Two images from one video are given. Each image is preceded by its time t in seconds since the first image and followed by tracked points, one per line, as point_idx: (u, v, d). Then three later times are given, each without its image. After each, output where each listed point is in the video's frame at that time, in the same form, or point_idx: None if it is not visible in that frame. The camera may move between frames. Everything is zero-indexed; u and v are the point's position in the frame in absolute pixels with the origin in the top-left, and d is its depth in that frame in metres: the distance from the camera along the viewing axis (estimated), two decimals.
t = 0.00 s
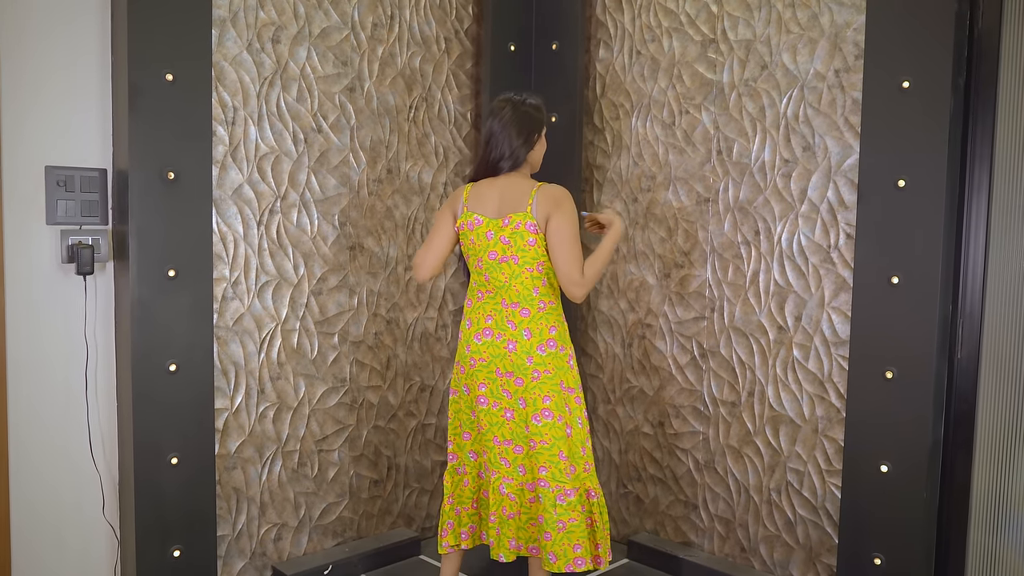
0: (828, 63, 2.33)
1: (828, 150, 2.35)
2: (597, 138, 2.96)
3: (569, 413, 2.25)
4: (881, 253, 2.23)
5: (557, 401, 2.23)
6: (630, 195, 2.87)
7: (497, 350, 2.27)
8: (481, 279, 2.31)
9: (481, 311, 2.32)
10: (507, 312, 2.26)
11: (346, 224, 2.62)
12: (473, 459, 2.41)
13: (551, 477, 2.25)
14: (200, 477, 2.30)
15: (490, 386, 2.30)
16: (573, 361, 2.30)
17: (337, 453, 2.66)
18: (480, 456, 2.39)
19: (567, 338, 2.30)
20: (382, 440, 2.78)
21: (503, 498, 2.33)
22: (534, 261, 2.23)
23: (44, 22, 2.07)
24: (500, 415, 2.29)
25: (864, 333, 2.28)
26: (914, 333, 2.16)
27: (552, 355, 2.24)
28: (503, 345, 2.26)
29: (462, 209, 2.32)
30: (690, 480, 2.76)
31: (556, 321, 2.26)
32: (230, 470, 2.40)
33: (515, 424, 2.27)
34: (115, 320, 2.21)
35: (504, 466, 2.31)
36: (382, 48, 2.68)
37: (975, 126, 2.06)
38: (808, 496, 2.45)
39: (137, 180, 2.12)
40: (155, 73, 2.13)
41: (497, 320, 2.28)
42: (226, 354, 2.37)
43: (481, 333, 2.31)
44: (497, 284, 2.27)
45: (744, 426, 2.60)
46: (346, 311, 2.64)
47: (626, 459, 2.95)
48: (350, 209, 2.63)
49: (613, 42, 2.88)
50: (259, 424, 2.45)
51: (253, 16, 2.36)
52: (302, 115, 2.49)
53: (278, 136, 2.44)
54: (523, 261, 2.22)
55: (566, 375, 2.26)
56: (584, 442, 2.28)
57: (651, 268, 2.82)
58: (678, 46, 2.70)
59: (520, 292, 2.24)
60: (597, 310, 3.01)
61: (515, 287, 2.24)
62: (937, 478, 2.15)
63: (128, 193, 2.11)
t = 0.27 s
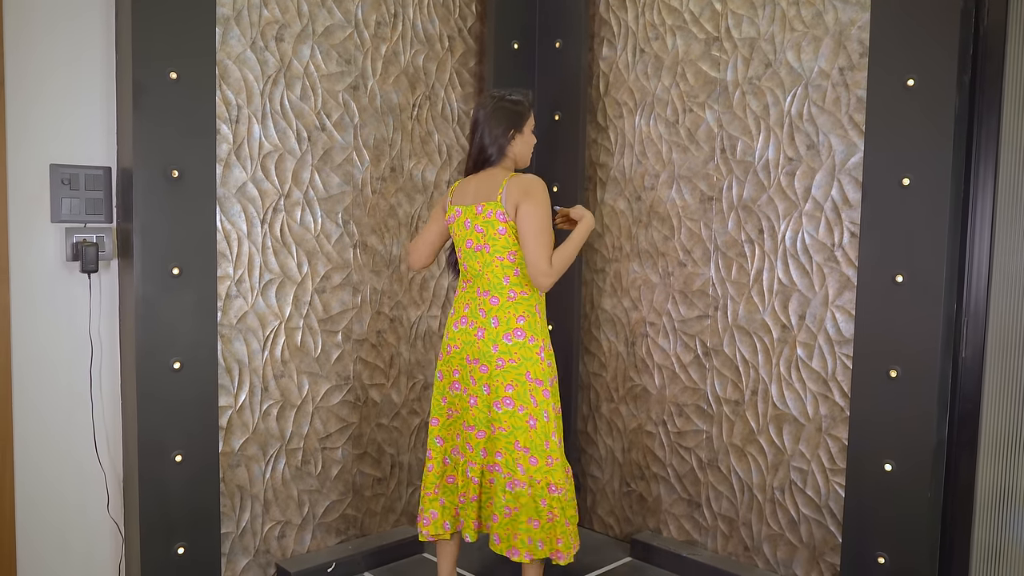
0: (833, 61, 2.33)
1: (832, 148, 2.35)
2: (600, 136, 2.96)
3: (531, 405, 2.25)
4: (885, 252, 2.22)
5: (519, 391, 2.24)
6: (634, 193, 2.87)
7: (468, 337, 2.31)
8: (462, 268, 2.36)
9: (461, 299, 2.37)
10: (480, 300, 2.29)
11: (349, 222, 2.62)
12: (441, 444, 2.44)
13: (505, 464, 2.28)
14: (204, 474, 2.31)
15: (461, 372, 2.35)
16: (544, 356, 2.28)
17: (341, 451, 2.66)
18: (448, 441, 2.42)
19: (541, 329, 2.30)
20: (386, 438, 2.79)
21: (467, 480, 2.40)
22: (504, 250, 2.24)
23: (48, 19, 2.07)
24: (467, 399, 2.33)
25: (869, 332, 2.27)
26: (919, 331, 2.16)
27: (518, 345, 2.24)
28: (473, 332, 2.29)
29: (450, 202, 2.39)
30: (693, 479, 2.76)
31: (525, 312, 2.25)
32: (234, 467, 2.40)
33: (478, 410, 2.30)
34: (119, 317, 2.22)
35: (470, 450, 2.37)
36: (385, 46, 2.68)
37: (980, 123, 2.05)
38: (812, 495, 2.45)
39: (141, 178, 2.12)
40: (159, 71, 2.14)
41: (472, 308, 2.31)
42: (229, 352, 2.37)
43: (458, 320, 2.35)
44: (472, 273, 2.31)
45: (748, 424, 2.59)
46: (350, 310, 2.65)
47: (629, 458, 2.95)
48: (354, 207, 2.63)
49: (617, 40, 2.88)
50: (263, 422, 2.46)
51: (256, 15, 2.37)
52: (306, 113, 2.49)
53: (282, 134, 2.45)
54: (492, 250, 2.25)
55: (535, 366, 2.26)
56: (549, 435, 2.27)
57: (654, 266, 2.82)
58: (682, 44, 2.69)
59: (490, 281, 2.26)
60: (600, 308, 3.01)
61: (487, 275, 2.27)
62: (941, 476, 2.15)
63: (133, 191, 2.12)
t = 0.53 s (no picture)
0: (836, 60, 2.33)
1: (835, 147, 2.35)
2: (603, 135, 2.96)
3: (501, 407, 2.29)
4: (889, 251, 2.22)
5: (499, 390, 2.29)
6: (637, 192, 2.86)
7: (465, 333, 2.40)
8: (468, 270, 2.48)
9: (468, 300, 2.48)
10: (478, 300, 2.39)
11: (352, 221, 2.62)
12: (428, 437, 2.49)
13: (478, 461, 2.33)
14: (207, 473, 2.31)
15: (455, 367, 2.42)
16: (524, 360, 2.30)
17: (343, 449, 2.66)
18: (434, 434, 2.46)
19: (529, 332, 2.31)
20: (389, 437, 2.79)
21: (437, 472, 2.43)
22: (493, 252, 2.32)
23: (51, 18, 2.07)
24: (452, 394, 2.40)
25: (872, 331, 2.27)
26: (922, 330, 2.16)
27: (502, 345, 2.29)
28: (469, 329, 2.38)
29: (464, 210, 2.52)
30: (696, 478, 2.76)
31: (512, 313, 2.30)
32: (236, 466, 2.40)
33: (461, 405, 2.37)
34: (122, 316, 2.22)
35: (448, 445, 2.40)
36: (388, 45, 2.68)
37: (984, 122, 2.05)
38: (815, 494, 2.44)
39: (145, 176, 2.12)
40: (163, 70, 2.14)
41: (473, 308, 2.41)
42: (232, 351, 2.37)
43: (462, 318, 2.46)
44: (474, 274, 2.42)
45: (751, 424, 2.59)
46: (353, 308, 2.65)
47: (632, 457, 2.95)
48: (356, 206, 2.63)
49: (620, 39, 2.87)
50: (266, 421, 2.46)
51: (260, 14, 2.37)
52: (309, 112, 2.49)
53: (285, 133, 2.45)
54: (485, 251, 2.34)
55: (516, 368, 2.29)
56: (518, 439, 2.29)
57: (657, 265, 2.81)
58: (685, 43, 2.69)
59: (485, 281, 2.35)
60: (603, 307, 3.01)
61: (482, 276, 2.36)
62: (945, 477, 2.14)
63: (135, 190, 2.12)
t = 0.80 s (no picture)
0: (837, 60, 2.33)
1: (836, 147, 2.35)
2: (604, 135, 2.96)
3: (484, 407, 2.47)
4: (889, 251, 2.22)
5: (484, 389, 2.51)
6: (638, 192, 2.87)
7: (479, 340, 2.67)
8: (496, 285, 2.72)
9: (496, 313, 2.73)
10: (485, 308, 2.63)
11: (353, 221, 2.62)
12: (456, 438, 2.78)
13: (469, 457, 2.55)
14: (208, 472, 2.31)
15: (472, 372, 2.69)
16: (504, 361, 2.42)
17: (344, 449, 2.66)
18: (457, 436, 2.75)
19: (509, 331, 2.42)
20: (390, 437, 2.79)
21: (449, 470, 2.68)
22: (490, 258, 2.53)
23: (52, 18, 2.07)
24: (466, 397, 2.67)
25: (872, 331, 2.27)
26: (923, 330, 2.16)
27: (486, 345, 2.49)
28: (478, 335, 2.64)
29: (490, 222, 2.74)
30: (697, 478, 2.76)
31: (495, 314, 2.48)
32: (237, 466, 2.40)
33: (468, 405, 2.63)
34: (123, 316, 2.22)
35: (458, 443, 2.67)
36: (389, 45, 2.68)
37: (984, 121, 2.05)
38: (816, 494, 2.45)
39: (145, 176, 2.12)
40: (164, 69, 2.14)
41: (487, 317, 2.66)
42: (233, 351, 2.37)
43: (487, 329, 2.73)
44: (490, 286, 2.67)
45: (751, 423, 2.59)
46: (354, 308, 2.65)
47: (632, 457, 2.95)
48: (358, 206, 2.63)
49: (621, 39, 2.87)
50: (267, 421, 2.46)
51: (260, 13, 2.37)
52: (310, 112, 2.49)
53: (286, 133, 2.45)
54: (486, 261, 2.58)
55: (497, 367, 2.45)
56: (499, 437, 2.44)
57: (658, 265, 2.82)
58: (686, 43, 2.69)
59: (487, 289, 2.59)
60: (603, 307, 3.01)
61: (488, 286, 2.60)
62: (945, 476, 2.15)
63: (136, 189, 2.11)
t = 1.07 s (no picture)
0: (834, 62, 2.33)
1: (833, 149, 2.35)
2: (602, 136, 2.96)
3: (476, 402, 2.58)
4: (887, 252, 2.23)
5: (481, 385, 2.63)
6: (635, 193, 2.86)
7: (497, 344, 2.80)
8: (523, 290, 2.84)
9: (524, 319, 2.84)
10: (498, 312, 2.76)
11: (351, 222, 2.62)
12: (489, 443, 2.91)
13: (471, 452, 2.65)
14: (205, 473, 2.30)
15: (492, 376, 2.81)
16: (491, 355, 2.52)
17: (341, 450, 2.66)
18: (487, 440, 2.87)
19: (495, 326, 2.52)
20: (388, 438, 2.79)
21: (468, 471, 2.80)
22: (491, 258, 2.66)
23: (50, 18, 2.07)
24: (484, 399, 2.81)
25: (870, 332, 2.28)
26: (919, 331, 2.16)
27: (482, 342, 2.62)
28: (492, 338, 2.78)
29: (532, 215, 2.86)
30: (694, 479, 2.76)
31: (489, 311, 2.59)
32: (234, 467, 2.40)
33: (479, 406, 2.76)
34: (120, 317, 2.21)
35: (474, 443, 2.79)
36: (387, 46, 2.68)
37: (981, 123, 2.06)
38: (813, 495, 2.45)
39: (142, 176, 2.12)
40: (161, 70, 2.14)
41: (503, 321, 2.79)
42: (230, 351, 2.37)
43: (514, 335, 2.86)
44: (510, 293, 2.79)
45: (749, 424, 2.59)
46: (351, 309, 2.64)
47: (630, 458, 2.95)
48: (355, 206, 2.63)
49: (619, 40, 2.87)
50: (264, 422, 2.46)
51: (258, 14, 2.36)
52: (307, 112, 2.49)
53: (283, 134, 2.44)
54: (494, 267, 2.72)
55: (486, 361, 2.56)
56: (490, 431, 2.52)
57: (656, 266, 2.81)
58: (684, 45, 2.69)
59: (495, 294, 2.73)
60: (601, 308, 3.01)
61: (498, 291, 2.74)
62: (943, 478, 2.15)
63: (133, 190, 2.11)
